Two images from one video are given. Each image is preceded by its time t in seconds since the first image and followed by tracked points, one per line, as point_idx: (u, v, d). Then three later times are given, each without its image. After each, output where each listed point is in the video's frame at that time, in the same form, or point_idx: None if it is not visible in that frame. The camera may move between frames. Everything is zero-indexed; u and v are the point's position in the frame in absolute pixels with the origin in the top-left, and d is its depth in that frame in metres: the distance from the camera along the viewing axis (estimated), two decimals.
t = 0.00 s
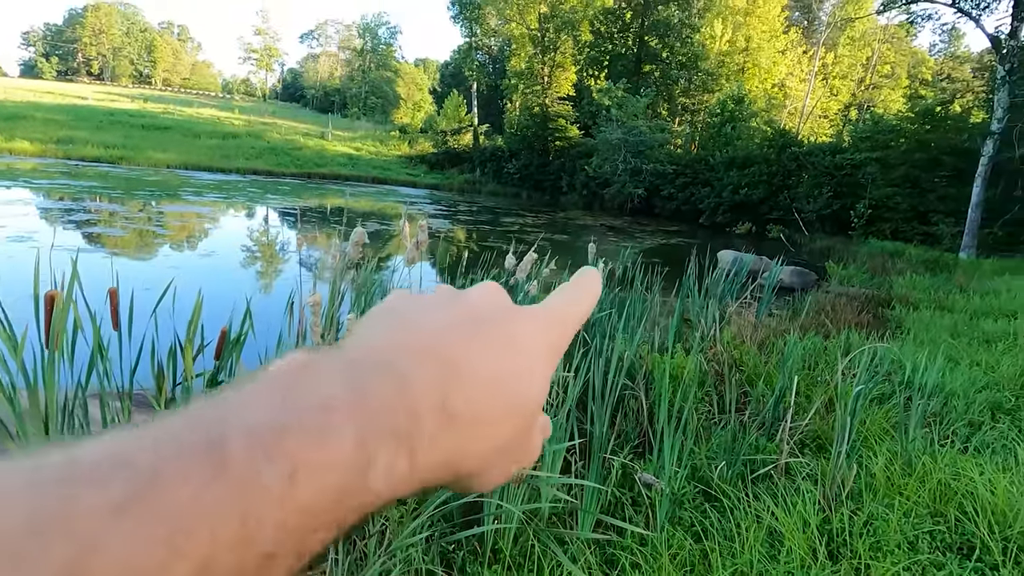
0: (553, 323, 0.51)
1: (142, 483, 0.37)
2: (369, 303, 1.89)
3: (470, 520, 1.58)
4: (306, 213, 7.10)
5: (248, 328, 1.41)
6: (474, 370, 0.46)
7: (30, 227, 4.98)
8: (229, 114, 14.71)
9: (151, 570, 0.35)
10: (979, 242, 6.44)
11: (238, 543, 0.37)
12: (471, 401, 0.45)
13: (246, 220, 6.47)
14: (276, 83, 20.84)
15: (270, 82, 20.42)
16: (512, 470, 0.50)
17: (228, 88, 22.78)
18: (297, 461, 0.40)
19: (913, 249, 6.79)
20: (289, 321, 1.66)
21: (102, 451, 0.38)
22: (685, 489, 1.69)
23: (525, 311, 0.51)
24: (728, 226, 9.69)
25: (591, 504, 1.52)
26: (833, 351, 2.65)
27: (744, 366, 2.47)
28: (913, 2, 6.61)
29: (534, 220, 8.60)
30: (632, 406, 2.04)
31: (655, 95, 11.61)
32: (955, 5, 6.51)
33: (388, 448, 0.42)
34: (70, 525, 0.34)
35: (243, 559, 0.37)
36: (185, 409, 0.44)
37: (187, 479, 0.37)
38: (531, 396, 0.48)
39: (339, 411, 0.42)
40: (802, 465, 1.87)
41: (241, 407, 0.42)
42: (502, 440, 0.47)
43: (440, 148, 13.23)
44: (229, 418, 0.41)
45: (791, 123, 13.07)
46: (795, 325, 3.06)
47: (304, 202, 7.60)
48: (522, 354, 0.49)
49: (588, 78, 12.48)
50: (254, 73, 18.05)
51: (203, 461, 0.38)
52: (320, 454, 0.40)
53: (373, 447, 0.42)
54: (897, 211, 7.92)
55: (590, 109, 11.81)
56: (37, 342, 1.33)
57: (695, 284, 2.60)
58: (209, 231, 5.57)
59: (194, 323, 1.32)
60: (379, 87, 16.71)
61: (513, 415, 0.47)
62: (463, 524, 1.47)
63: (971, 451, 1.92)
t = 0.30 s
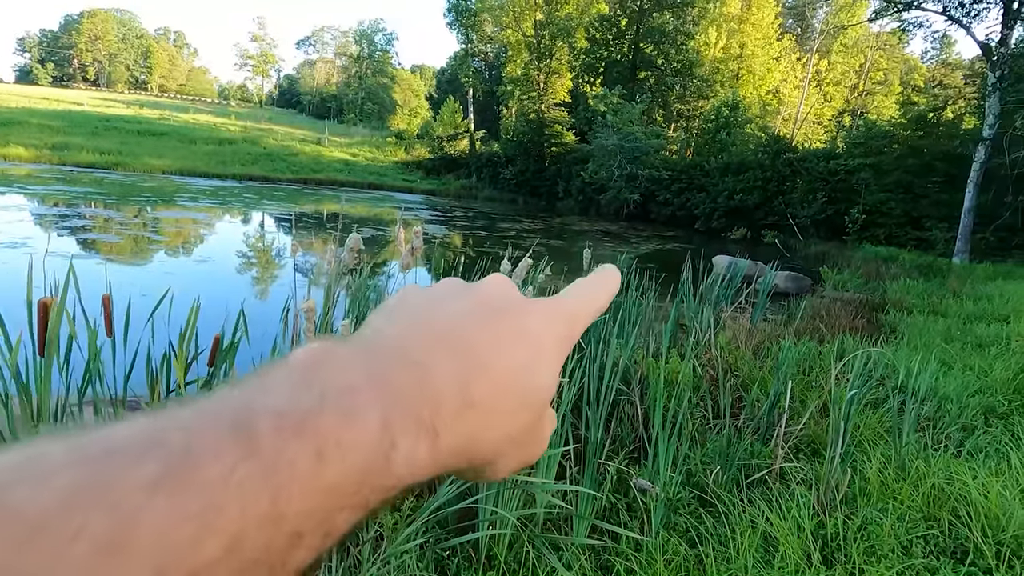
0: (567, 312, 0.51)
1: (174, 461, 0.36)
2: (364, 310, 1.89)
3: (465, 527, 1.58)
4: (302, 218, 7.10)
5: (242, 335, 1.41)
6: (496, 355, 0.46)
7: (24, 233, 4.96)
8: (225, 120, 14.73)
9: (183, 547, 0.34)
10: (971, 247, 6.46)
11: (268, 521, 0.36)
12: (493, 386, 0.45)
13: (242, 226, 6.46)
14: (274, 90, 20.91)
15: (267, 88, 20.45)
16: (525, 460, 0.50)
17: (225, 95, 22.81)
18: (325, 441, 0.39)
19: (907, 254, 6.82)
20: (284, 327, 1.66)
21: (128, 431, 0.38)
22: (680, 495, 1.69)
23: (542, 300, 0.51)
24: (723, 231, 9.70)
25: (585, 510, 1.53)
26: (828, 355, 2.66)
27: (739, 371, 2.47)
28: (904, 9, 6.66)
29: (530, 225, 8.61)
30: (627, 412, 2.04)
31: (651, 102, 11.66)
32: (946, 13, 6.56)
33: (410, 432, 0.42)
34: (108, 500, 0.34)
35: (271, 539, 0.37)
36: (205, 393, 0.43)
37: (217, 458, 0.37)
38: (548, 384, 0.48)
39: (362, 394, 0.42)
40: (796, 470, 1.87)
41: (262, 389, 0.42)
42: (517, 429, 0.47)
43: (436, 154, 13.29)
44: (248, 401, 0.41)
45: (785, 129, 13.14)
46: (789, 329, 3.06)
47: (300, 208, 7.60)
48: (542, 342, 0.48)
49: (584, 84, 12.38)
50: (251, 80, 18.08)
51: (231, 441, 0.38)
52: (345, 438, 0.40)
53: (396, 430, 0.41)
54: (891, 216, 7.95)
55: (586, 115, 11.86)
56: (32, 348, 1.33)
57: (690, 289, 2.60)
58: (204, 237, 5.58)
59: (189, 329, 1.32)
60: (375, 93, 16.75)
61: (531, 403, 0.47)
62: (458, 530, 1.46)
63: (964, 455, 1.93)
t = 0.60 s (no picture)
0: (580, 308, 0.52)
1: (180, 460, 0.36)
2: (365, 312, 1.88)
3: (465, 533, 1.57)
4: (301, 224, 7.11)
5: (244, 341, 1.41)
6: (508, 352, 0.46)
7: (23, 240, 4.96)
8: (224, 127, 14.77)
9: (189, 548, 0.34)
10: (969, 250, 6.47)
11: (276, 520, 0.36)
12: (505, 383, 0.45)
13: (241, 232, 6.48)
14: (273, 96, 20.98)
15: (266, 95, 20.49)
16: (537, 454, 0.50)
17: (225, 101, 22.91)
18: (334, 437, 0.39)
19: (905, 258, 6.82)
20: (285, 333, 1.65)
21: (135, 430, 0.38)
22: (681, 498, 1.69)
23: (554, 296, 0.52)
24: (722, 235, 9.69)
25: (587, 517, 1.52)
26: (827, 359, 2.65)
27: (738, 375, 2.46)
28: (900, 15, 6.68)
29: (529, 231, 8.63)
30: (627, 416, 2.04)
31: (648, 107, 11.70)
32: (941, 18, 6.58)
33: (420, 429, 0.42)
34: (112, 498, 0.34)
35: (279, 539, 0.36)
36: (213, 391, 0.43)
37: (225, 456, 0.37)
38: (560, 378, 0.48)
39: (373, 391, 0.42)
40: (797, 474, 1.87)
41: (272, 387, 0.42)
42: (532, 424, 0.47)
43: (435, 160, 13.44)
44: (258, 398, 0.41)
45: (783, 134, 13.20)
46: (789, 334, 3.07)
47: (300, 215, 7.60)
48: (553, 339, 0.49)
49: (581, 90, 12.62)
50: (250, 86, 18.16)
51: (238, 440, 0.38)
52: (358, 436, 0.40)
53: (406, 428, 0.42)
54: (888, 220, 7.97)
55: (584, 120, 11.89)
56: (34, 357, 1.33)
57: (689, 294, 2.60)
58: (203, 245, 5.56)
59: (192, 336, 1.33)
60: (374, 100, 16.81)
61: (543, 397, 0.48)
62: (459, 536, 1.46)
63: (965, 458, 1.92)
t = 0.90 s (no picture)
0: (552, 470, 0.37)
1: None
2: (364, 320, 1.88)
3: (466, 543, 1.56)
4: (301, 234, 7.11)
5: (244, 350, 1.41)
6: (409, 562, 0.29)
7: (21, 252, 4.95)
8: (223, 136, 14.81)
9: None
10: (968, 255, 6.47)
11: None
12: (501, 471, 0.35)
13: (240, 241, 6.48)
14: (272, 106, 21.06)
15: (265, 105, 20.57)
16: None
17: (223, 111, 22.97)
18: None
19: (904, 263, 6.82)
20: (285, 342, 1.65)
21: None
22: (683, 506, 1.69)
23: (493, 467, 0.35)
24: (721, 241, 9.70)
25: (588, 527, 1.51)
26: (828, 365, 2.65)
27: (739, 381, 2.46)
28: (895, 22, 6.72)
29: (528, 238, 8.63)
30: (627, 424, 2.03)
31: (646, 115, 11.76)
32: (936, 25, 6.61)
33: None
34: None
35: None
36: None
37: None
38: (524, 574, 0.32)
39: None
40: (799, 481, 1.87)
41: None
42: None
43: (434, 168, 13.45)
44: None
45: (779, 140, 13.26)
46: (789, 340, 3.06)
47: (299, 224, 7.61)
48: (484, 537, 0.31)
49: (580, 97, 12.58)
50: (249, 96, 18.22)
51: None
52: (301, 545, 0.29)
53: (375, 519, 0.30)
54: (887, 225, 7.98)
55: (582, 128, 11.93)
56: (32, 366, 1.32)
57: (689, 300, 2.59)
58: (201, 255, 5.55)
59: (191, 345, 1.33)
60: (373, 109, 16.88)
61: None
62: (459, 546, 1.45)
63: (967, 464, 1.92)
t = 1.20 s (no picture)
0: None
1: None
2: (363, 327, 1.85)
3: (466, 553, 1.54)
4: (301, 239, 7.10)
5: (239, 358, 1.39)
6: None
7: (22, 258, 4.94)
8: (225, 142, 14.86)
9: None
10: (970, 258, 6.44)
11: None
12: None
13: (241, 247, 6.49)
14: (274, 112, 21.14)
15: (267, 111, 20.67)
16: None
17: (225, 117, 23.06)
18: None
19: (906, 266, 6.79)
20: (282, 350, 1.63)
21: None
22: (686, 515, 1.66)
23: None
24: (722, 245, 9.69)
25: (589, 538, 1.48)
26: (830, 370, 2.63)
27: (742, 387, 2.43)
28: (895, 26, 6.70)
29: (529, 243, 8.64)
30: (629, 431, 2.01)
31: (646, 119, 11.77)
32: (935, 29, 6.60)
33: None
34: None
35: None
36: None
37: None
38: None
39: None
40: (804, 489, 1.85)
41: None
42: None
43: (435, 173, 13.47)
44: None
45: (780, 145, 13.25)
46: (792, 344, 3.05)
47: (301, 229, 7.62)
48: None
49: (580, 103, 12.60)
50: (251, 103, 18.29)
51: None
52: None
53: None
54: (888, 228, 7.97)
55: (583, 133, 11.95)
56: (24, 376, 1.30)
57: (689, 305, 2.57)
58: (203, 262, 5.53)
59: (185, 353, 1.31)
60: (374, 115, 16.91)
61: None
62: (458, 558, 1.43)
63: (975, 470, 1.89)
